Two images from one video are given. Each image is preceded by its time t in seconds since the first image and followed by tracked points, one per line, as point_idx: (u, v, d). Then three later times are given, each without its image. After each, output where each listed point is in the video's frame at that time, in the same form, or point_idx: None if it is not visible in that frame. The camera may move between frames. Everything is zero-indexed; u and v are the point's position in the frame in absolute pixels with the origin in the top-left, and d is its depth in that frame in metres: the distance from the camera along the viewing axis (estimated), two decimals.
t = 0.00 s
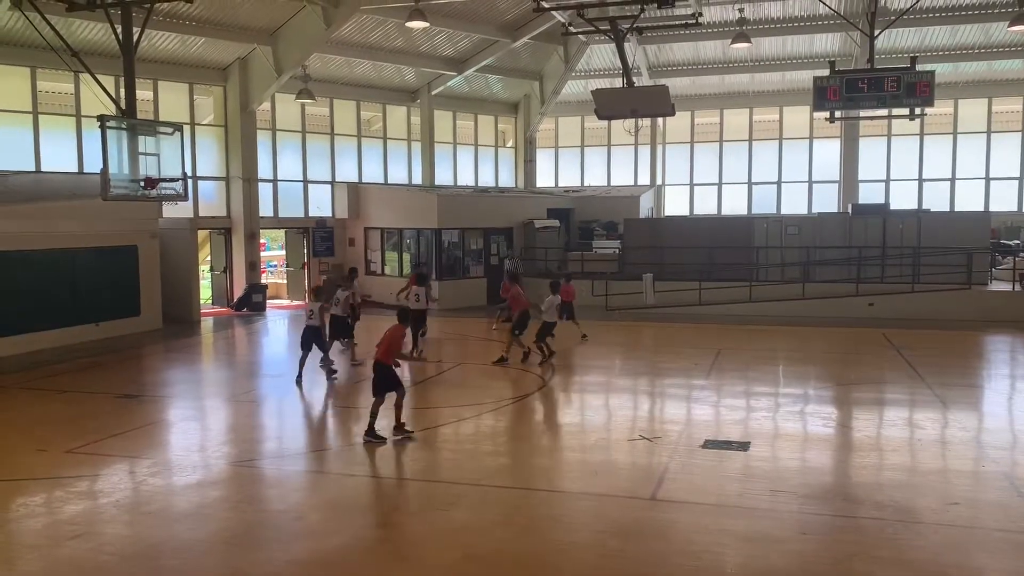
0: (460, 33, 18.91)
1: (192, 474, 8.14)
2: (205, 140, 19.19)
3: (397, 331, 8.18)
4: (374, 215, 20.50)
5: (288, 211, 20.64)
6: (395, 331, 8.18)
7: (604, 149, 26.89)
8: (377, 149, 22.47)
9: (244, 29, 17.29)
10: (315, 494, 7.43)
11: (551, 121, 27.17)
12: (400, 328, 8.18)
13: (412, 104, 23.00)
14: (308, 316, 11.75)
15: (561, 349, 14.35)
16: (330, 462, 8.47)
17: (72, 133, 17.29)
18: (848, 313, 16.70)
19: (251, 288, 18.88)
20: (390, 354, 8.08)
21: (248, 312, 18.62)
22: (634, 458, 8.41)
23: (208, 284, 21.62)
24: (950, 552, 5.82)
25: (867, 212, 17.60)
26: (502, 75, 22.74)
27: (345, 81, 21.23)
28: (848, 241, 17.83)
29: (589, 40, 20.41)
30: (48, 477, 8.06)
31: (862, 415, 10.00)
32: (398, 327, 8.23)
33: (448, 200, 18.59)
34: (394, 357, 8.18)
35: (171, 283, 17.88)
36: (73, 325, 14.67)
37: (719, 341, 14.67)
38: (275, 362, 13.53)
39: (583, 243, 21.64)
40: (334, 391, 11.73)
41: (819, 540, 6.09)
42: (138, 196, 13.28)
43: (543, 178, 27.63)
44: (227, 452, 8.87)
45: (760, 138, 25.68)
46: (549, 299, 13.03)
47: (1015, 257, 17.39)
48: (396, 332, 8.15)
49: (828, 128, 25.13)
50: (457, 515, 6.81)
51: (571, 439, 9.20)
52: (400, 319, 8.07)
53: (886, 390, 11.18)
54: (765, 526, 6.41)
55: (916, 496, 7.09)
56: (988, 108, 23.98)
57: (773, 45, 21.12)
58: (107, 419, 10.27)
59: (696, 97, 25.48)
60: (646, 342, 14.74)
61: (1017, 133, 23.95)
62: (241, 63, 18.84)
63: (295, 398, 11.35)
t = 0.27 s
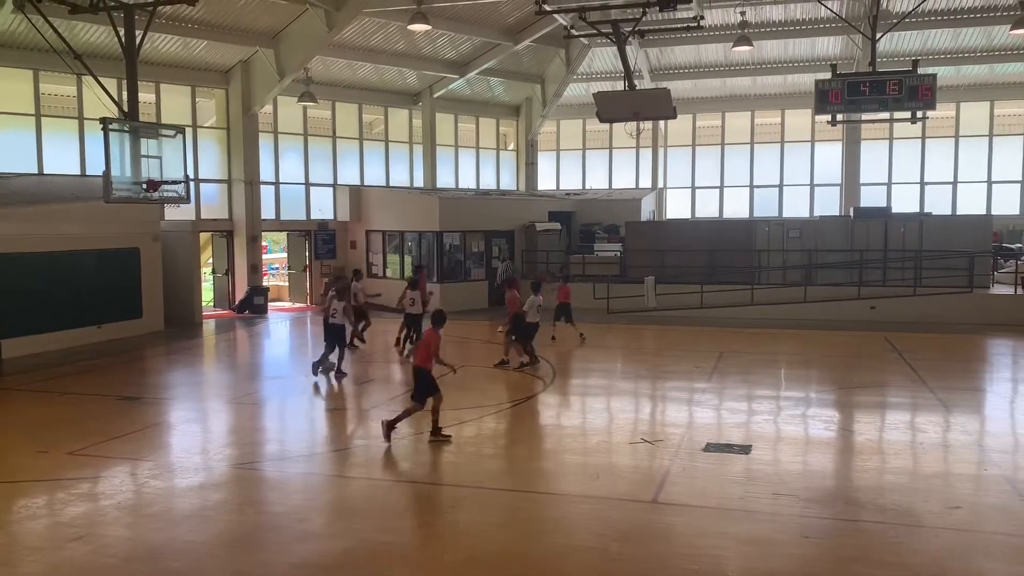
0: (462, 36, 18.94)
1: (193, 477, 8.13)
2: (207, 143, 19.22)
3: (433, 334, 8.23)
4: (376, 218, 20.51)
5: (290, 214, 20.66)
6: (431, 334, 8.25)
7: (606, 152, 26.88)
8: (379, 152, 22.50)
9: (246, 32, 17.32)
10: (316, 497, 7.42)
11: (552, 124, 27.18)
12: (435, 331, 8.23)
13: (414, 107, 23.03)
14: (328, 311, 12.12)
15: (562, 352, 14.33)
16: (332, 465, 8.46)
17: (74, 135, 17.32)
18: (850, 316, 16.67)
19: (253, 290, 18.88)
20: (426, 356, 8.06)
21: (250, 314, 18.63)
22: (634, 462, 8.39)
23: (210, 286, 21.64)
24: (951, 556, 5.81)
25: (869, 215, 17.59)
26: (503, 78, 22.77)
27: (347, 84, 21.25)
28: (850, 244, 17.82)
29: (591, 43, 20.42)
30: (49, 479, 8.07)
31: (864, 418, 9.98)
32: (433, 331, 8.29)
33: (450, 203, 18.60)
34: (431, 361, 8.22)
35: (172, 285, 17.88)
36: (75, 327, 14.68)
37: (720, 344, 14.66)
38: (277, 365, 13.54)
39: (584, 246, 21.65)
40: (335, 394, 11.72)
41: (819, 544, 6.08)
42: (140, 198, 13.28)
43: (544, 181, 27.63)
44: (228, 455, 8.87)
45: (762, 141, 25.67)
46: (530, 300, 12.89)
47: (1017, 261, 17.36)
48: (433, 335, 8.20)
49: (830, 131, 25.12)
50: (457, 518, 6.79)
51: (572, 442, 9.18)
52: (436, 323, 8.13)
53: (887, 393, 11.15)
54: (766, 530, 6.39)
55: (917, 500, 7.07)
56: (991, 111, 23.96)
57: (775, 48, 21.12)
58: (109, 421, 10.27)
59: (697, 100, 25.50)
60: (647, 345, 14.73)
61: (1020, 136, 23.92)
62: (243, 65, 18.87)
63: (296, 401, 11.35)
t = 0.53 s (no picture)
0: (466, 37, 18.96)
1: (198, 477, 8.15)
2: (211, 144, 19.25)
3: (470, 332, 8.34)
4: (379, 219, 20.52)
5: (294, 215, 20.69)
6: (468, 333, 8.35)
7: (610, 153, 26.88)
8: (383, 154, 22.52)
9: (250, 33, 17.34)
10: (320, 497, 7.43)
11: (556, 125, 27.19)
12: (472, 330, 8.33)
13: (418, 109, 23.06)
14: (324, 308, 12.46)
15: (566, 354, 14.32)
16: (336, 465, 8.47)
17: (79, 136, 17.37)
18: (854, 318, 16.64)
19: (257, 291, 18.91)
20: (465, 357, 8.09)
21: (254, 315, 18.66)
22: (638, 463, 8.39)
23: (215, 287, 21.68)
24: (955, 558, 5.79)
25: (874, 217, 17.57)
26: (507, 79, 22.81)
27: (351, 85, 21.28)
28: (854, 247, 17.81)
29: (594, 44, 20.43)
30: (54, 479, 8.09)
31: (868, 420, 9.97)
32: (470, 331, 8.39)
33: (454, 204, 18.62)
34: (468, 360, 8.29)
35: (176, 286, 17.92)
36: (80, 327, 14.71)
37: (724, 345, 14.65)
38: (281, 366, 13.57)
39: (588, 247, 21.69)
40: (339, 395, 11.74)
41: (823, 545, 6.07)
42: (145, 199, 13.31)
43: (548, 182, 27.65)
44: (232, 456, 8.88)
45: (766, 143, 25.66)
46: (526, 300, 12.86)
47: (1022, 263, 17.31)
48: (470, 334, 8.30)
49: (834, 132, 25.10)
50: (461, 520, 6.79)
51: (576, 444, 9.18)
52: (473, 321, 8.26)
53: (892, 395, 11.14)
54: (770, 532, 6.38)
55: (922, 502, 7.06)
56: (995, 113, 23.91)
57: (779, 49, 21.10)
58: (114, 422, 10.30)
59: (701, 101, 25.50)
60: (651, 347, 14.72)
61: None
62: (248, 67, 18.90)
63: (300, 401, 11.37)
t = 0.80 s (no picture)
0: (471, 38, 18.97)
1: (203, 478, 8.17)
2: (217, 145, 19.29)
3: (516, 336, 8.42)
4: (384, 221, 20.57)
5: (299, 216, 20.71)
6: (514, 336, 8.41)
7: (615, 154, 26.87)
8: (388, 155, 22.54)
9: (257, 34, 17.39)
10: (325, 498, 7.44)
11: (562, 126, 27.20)
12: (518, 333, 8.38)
13: (424, 110, 23.08)
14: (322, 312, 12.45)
15: (571, 355, 14.31)
16: (341, 466, 8.48)
17: (85, 137, 17.43)
18: (860, 320, 16.60)
19: (262, 292, 18.94)
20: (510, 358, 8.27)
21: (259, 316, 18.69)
22: (643, 465, 8.38)
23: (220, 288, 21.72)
24: (962, 561, 5.78)
25: (880, 219, 17.53)
26: (512, 81, 22.81)
27: (357, 86, 21.30)
28: (860, 249, 17.78)
29: (600, 45, 20.43)
30: (60, 479, 8.11)
31: (874, 422, 9.94)
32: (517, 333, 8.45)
33: (459, 205, 18.62)
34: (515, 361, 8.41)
35: (182, 287, 17.96)
36: (86, 328, 14.75)
37: (729, 347, 14.63)
38: (286, 367, 13.59)
39: (593, 248, 21.69)
40: (344, 396, 11.75)
41: (829, 548, 6.06)
42: (151, 200, 13.36)
43: (553, 184, 27.64)
44: (237, 456, 8.90)
45: (771, 144, 25.62)
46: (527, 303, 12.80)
47: None
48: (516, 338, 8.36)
49: (840, 134, 25.05)
50: (466, 521, 6.80)
51: (581, 445, 9.18)
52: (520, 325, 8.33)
53: (898, 397, 11.11)
54: (776, 534, 6.37)
55: (928, 504, 7.04)
56: (1002, 114, 23.84)
57: (785, 50, 21.09)
58: (119, 422, 10.32)
59: (706, 102, 25.48)
60: (656, 348, 14.70)
61: None
62: (254, 68, 18.94)
63: (305, 402, 11.38)
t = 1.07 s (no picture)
0: (477, 40, 19.00)
1: (207, 478, 8.18)
2: (223, 146, 19.33)
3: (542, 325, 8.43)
4: (389, 221, 20.60)
5: (304, 217, 20.74)
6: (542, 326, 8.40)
7: (620, 156, 26.85)
8: (393, 156, 22.56)
9: (263, 36, 17.41)
10: (330, 499, 7.44)
11: (567, 128, 27.19)
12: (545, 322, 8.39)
13: (429, 111, 23.11)
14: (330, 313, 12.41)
15: (575, 357, 14.30)
16: (346, 467, 8.48)
17: (91, 138, 17.48)
18: (865, 323, 16.55)
19: (267, 293, 18.97)
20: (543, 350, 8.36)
21: (264, 316, 18.72)
22: (648, 467, 8.36)
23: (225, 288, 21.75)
24: (967, 564, 5.76)
25: (885, 221, 17.52)
26: (517, 82, 22.82)
27: (362, 87, 21.33)
28: (865, 251, 17.75)
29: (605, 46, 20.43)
30: (65, 479, 8.13)
31: (879, 425, 9.91)
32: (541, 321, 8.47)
33: (464, 207, 18.69)
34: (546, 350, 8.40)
35: (187, 287, 17.99)
36: (91, 328, 14.78)
37: (734, 349, 14.60)
38: (291, 367, 13.60)
39: (598, 250, 21.69)
40: (349, 396, 11.76)
41: (834, 550, 6.04)
42: (156, 201, 13.38)
43: (558, 185, 27.64)
44: (242, 456, 8.91)
45: (776, 146, 25.59)
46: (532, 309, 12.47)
47: None
48: (546, 327, 8.34)
49: (846, 136, 25.00)
50: (470, 522, 6.80)
51: (585, 447, 9.17)
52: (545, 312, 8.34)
53: (903, 400, 11.08)
54: (780, 536, 6.35)
55: (934, 507, 7.02)
56: (1009, 116, 23.77)
57: (790, 52, 21.07)
58: (125, 422, 10.34)
59: (711, 104, 25.45)
60: (660, 350, 14.69)
61: None
62: (259, 69, 18.98)
63: (310, 403, 11.39)
